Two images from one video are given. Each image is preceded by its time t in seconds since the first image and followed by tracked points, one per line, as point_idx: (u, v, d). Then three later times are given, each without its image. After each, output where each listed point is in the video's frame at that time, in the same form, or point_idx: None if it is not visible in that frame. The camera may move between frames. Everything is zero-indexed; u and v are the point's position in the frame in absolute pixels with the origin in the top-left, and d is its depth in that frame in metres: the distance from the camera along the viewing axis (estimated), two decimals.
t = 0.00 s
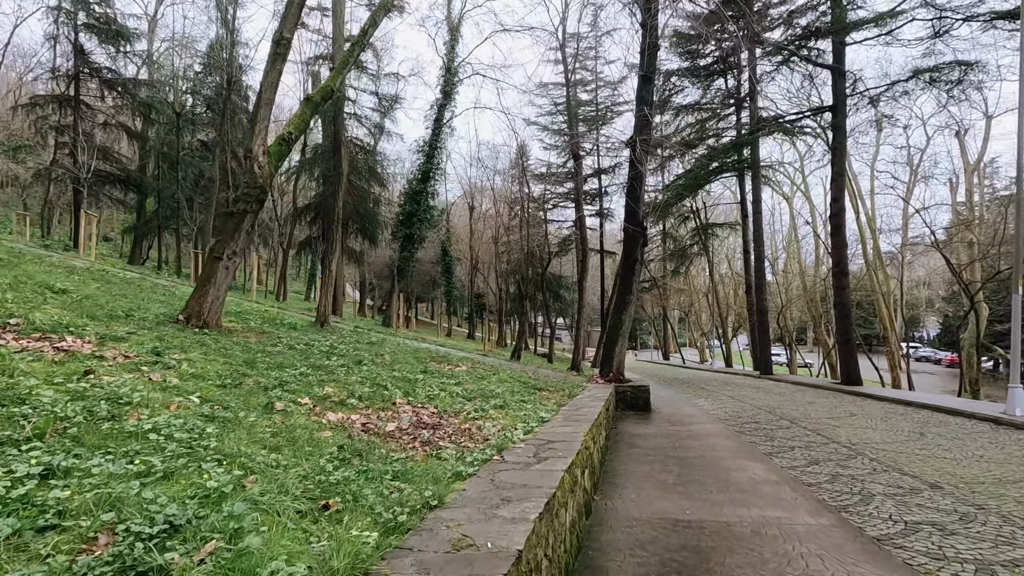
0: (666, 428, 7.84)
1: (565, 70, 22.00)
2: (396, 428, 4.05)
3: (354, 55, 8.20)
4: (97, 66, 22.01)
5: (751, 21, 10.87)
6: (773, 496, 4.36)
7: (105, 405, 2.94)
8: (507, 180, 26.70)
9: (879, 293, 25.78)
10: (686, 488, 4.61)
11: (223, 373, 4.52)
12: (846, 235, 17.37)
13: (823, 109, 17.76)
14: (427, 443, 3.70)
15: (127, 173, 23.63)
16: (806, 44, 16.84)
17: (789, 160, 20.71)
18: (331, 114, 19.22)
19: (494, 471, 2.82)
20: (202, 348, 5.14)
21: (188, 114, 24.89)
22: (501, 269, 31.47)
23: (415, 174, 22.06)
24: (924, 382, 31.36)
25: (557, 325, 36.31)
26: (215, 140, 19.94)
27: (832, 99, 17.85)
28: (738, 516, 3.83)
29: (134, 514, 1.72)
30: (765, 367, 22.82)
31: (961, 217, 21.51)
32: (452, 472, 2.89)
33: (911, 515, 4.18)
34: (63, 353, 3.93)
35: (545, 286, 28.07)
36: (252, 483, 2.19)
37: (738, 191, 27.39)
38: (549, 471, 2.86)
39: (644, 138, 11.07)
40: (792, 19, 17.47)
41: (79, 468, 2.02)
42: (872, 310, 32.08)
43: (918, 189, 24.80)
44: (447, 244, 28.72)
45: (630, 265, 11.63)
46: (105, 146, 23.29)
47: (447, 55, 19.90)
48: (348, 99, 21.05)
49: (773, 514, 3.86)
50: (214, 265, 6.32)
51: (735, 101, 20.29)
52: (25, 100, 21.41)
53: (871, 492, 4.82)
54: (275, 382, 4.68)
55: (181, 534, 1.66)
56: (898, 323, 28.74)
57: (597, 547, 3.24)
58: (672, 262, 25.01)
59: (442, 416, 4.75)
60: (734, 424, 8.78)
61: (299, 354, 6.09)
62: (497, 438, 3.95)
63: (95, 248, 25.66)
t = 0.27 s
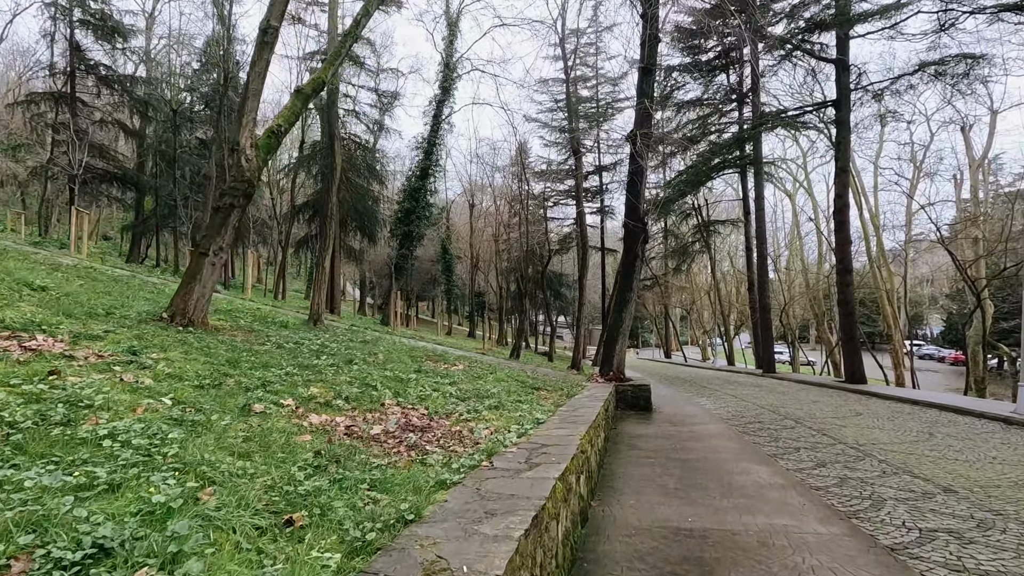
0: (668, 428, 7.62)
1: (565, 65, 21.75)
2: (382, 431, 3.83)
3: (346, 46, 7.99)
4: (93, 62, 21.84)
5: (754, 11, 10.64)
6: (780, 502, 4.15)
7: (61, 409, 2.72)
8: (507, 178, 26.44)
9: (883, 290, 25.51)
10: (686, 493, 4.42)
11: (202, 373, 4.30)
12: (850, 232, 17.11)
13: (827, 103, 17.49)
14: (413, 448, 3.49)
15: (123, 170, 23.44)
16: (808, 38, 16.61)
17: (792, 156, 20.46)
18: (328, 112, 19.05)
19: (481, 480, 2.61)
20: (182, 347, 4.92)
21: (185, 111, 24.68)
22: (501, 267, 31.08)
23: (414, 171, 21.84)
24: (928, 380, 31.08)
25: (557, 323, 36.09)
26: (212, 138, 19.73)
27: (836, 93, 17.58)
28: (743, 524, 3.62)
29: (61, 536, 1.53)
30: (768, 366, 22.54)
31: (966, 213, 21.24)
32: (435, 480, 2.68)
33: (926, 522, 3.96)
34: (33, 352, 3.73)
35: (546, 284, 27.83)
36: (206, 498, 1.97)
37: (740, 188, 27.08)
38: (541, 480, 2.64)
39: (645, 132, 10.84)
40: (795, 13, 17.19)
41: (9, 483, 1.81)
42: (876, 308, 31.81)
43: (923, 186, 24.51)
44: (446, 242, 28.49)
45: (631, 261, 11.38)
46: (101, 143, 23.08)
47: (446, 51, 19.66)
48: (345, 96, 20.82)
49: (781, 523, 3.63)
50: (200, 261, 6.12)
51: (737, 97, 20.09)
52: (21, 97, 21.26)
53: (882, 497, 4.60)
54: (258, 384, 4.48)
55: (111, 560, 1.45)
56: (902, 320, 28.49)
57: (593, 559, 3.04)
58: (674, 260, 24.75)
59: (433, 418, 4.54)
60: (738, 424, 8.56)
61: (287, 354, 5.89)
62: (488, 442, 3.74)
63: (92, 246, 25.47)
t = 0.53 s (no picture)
0: (670, 428, 7.39)
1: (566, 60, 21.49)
2: (368, 435, 3.60)
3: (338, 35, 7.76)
4: (89, 58, 21.65)
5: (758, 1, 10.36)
6: (792, 510, 3.90)
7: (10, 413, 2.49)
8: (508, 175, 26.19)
9: (887, 287, 25.22)
10: (691, 497, 4.19)
11: (181, 373, 4.07)
12: (856, 227, 16.81)
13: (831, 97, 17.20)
14: (400, 453, 3.25)
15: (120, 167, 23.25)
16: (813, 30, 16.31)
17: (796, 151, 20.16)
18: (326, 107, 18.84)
19: (469, 491, 2.38)
20: (163, 345, 4.71)
21: (183, 108, 24.46)
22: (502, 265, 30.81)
23: (413, 167, 21.61)
24: (933, 379, 30.77)
25: (558, 321, 35.85)
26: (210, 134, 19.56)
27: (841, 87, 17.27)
28: (753, 533, 3.39)
29: None
30: (771, 364, 22.27)
31: (971, 209, 20.95)
32: (418, 490, 2.45)
33: (948, 531, 3.70)
34: None
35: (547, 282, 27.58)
36: (150, 515, 1.74)
37: (743, 185, 26.79)
38: (534, 490, 2.41)
39: (648, 125, 10.58)
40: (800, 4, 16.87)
41: None
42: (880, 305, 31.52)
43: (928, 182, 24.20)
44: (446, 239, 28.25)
45: (633, 258, 11.12)
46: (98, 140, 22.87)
47: (445, 45, 19.41)
48: (344, 92, 20.59)
49: (794, 534, 3.39)
50: (186, 255, 5.90)
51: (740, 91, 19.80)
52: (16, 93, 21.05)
53: (898, 503, 4.35)
54: (240, 384, 4.26)
55: None
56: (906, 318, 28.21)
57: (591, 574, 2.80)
58: (676, 257, 24.48)
59: (424, 420, 4.30)
60: (742, 424, 8.33)
61: (275, 352, 5.67)
62: (481, 447, 3.50)
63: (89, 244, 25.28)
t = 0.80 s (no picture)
0: (670, 430, 7.16)
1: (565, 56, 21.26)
2: (345, 440, 3.38)
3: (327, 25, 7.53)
4: (83, 54, 21.38)
5: None
6: (796, 518, 3.67)
7: None
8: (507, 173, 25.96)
9: (890, 286, 24.98)
10: (690, 504, 3.97)
11: (152, 374, 3.85)
12: (859, 225, 16.57)
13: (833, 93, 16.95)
14: (377, 459, 3.04)
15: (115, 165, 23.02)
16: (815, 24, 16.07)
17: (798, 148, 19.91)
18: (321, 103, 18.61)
19: (445, 503, 2.16)
20: (137, 343, 4.49)
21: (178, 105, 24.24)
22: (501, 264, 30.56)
23: (410, 165, 21.38)
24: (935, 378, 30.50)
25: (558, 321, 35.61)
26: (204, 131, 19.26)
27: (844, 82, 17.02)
28: (756, 544, 3.17)
29: None
30: (773, 363, 22.03)
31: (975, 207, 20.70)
32: (388, 502, 2.23)
33: (964, 541, 3.47)
34: None
35: (546, 281, 27.34)
36: (70, 538, 1.53)
37: (744, 183, 26.55)
38: (516, 502, 2.19)
39: (646, 119, 10.36)
40: None
41: None
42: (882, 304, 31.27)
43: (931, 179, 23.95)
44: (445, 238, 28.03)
45: (632, 255, 10.88)
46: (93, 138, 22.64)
47: (442, 41, 19.18)
48: (341, 88, 20.36)
49: (800, 546, 3.16)
50: (166, 250, 5.68)
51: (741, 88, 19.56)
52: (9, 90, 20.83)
53: (908, 509, 4.12)
54: (216, 385, 4.04)
55: None
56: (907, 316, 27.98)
57: None
58: (676, 256, 24.24)
59: (408, 422, 4.09)
60: (744, 425, 8.10)
61: (258, 351, 5.45)
62: (465, 452, 3.28)
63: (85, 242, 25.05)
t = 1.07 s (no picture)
0: (669, 431, 6.94)
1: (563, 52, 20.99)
2: (320, 446, 3.15)
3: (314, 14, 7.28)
4: (75, 49, 20.95)
5: None
6: (802, 528, 3.46)
7: None
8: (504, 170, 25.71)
9: (890, 284, 24.76)
10: (689, 512, 3.75)
11: (118, 375, 3.62)
12: (860, 222, 16.34)
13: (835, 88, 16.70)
14: (351, 468, 2.81)
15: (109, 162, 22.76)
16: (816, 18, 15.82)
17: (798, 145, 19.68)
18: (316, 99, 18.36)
19: (414, 522, 1.93)
20: (108, 342, 4.26)
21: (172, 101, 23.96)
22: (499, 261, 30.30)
23: (407, 161, 21.15)
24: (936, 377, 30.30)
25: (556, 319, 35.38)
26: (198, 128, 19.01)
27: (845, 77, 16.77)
28: (759, 558, 2.96)
29: None
30: (773, 361, 21.81)
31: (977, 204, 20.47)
32: (353, 519, 2.01)
33: (980, 553, 3.26)
34: None
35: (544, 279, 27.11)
36: None
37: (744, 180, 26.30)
38: (495, 520, 1.97)
39: (645, 112, 10.13)
40: None
41: None
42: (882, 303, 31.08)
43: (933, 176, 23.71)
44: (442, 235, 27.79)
45: (630, 252, 10.64)
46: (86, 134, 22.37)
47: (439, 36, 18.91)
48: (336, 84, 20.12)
49: (808, 560, 2.95)
50: (143, 245, 5.45)
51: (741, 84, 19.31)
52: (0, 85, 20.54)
53: (919, 518, 3.90)
54: (187, 386, 3.81)
55: None
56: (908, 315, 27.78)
57: None
58: (676, 254, 24.01)
59: (391, 426, 3.86)
60: (744, 426, 7.88)
61: (239, 351, 5.22)
62: (448, 459, 3.05)
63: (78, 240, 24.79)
